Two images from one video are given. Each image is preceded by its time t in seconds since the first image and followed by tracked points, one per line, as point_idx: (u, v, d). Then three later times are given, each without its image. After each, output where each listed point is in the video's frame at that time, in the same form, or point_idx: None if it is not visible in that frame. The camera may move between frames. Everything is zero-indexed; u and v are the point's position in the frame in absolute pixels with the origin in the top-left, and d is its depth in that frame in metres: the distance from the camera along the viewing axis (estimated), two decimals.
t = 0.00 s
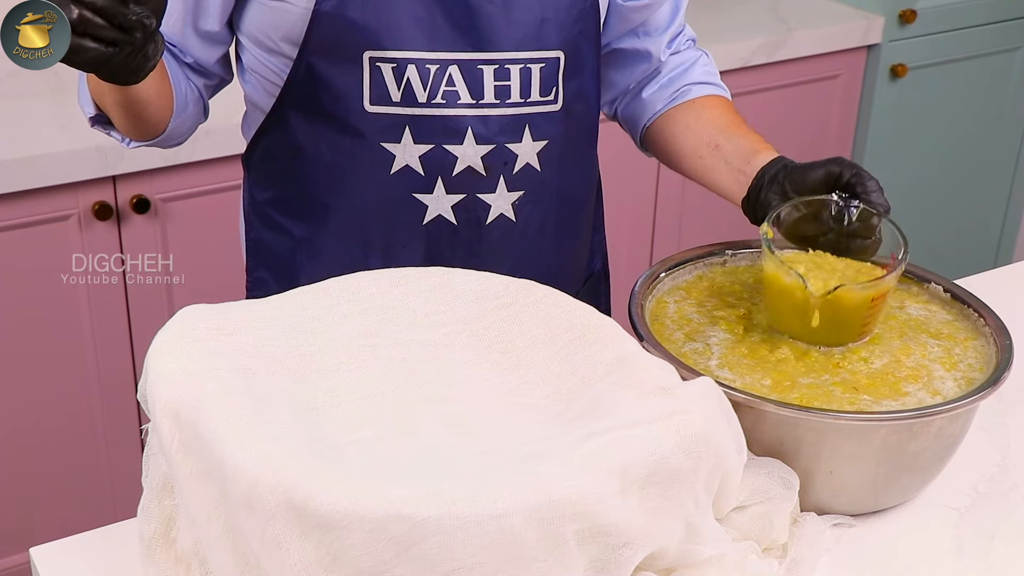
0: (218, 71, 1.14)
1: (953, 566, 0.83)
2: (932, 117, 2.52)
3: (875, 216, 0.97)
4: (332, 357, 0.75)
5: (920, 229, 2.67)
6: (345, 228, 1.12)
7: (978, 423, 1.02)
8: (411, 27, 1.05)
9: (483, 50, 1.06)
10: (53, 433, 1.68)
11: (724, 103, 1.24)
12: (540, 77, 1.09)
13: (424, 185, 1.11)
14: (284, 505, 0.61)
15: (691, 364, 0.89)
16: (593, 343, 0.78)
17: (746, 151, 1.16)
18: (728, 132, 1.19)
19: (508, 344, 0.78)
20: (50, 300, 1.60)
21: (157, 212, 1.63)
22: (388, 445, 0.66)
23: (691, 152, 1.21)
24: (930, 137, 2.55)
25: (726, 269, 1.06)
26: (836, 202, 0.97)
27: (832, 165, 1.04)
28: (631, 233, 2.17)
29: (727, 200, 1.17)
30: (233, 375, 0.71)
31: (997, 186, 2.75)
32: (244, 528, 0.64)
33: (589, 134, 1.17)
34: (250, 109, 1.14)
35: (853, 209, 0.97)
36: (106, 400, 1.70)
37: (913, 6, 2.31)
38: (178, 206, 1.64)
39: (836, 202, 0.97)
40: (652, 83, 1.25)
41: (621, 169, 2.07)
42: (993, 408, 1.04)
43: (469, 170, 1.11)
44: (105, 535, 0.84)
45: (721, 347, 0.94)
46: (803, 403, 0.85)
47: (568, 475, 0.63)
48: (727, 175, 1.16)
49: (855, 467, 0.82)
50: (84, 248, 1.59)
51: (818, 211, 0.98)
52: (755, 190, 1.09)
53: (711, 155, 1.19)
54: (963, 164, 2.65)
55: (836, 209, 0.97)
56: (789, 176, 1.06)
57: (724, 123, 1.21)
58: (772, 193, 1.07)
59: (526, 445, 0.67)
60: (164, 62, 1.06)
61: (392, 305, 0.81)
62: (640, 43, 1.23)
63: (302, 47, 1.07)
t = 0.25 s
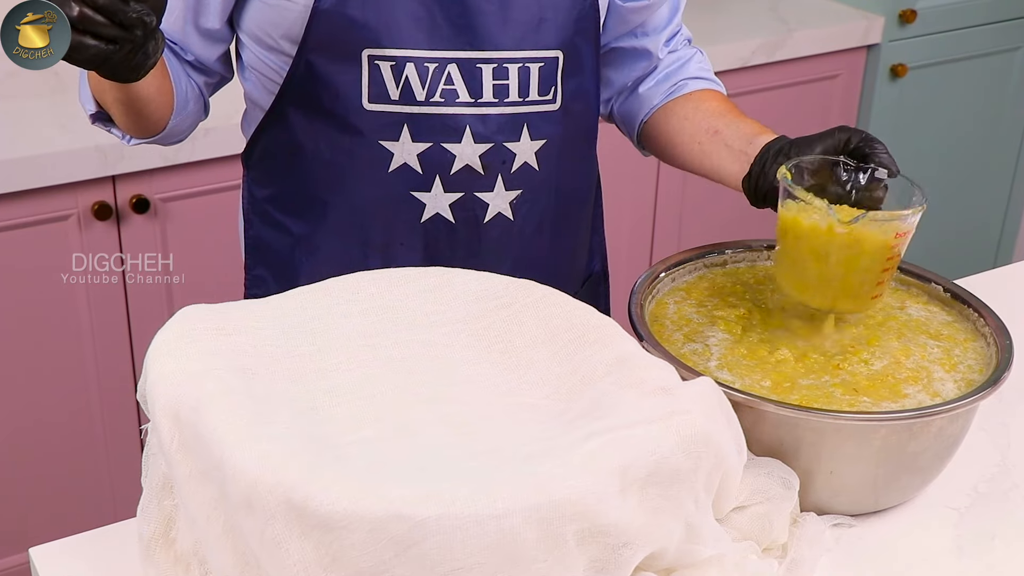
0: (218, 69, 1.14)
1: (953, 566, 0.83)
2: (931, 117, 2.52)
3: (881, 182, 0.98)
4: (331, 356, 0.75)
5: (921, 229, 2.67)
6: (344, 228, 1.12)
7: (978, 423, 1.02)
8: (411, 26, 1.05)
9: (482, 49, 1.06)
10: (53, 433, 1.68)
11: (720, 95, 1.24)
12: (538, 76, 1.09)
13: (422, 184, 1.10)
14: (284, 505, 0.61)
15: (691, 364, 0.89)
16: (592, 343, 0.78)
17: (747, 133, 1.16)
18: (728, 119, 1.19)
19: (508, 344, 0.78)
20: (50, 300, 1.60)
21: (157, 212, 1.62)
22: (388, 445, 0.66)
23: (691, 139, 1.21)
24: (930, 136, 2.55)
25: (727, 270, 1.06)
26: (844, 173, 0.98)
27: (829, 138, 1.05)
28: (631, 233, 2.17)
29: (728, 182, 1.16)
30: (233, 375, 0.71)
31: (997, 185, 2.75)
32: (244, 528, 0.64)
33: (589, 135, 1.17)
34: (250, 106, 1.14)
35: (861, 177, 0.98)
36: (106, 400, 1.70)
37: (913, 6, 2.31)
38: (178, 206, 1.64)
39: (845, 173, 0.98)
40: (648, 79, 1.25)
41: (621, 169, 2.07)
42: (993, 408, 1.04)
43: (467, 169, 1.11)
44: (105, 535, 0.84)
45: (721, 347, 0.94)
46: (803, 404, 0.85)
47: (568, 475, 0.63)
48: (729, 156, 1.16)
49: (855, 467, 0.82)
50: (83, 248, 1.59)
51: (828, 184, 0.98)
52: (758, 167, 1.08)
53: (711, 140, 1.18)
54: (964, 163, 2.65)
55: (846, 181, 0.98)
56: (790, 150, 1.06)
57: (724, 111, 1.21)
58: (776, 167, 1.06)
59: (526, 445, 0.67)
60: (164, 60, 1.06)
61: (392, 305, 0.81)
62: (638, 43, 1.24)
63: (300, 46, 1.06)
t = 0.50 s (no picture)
0: (216, 69, 1.14)
1: (953, 566, 0.83)
2: (932, 116, 2.52)
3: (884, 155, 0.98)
4: (329, 356, 0.75)
5: (921, 229, 2.67)
6: (344, 228, 1.12)
7: (978, 423, 1.02)
8: (407, 24, 1.05)
9: (477, 47, 1.06)
10: (53, 433, 1.68)
11: (715, 86, 1.25)
12: (534, 74, 1.09)
13: (419, 182, 1.10)
14: (284, 505, 0.61)
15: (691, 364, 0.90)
16: (592, 343, 0.78)
17: (747, 120, 1.16)
18: (727, 108, 1.20)
19: (507, 344, 0.78)
20: (51, 299, 1.60)
21: (157, 212, 1.62)
22: (388, 445, 0.66)
23: (691, 129, 1.21)
24: (931, 136, 2.55)
25: (728, 270, 1.06)
26: (848, 148, 0.97)
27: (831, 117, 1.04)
28: (631, 234, 2.17)
29: (731, 169, 1.16)
30: (232, 375, 0.71)
31: (998, 185, 2.75)
32: (244, 528, 0.64)
33: (586, 134, 1.17)
34: (247, 106, 1.14)
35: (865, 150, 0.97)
36: (106, 400, 1.70)
37: (913, 6, 2.31)
38: (178, 206, 1.64)
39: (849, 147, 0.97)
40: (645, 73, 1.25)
41: (620, 169, 2.07)
42: (993, 408, 1.04)
43: (463, 167, 1.11)
44: (104, 536, 0.84)
45: (721, 347, 0.94)
46: (802, 404, 0.85)
47: (567, 475, 0.63)
48: (731, 143, 1.16)
49: (855, 467, 0.82)
50: (83, 247, 1.59)
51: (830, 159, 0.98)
52: (761, 151, 1.07)
53: (712, 129, 1.19)
54: (964, 163, 2.65)
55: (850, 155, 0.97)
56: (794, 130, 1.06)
57: (720, 102, 1.22)
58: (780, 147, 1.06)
59: (526, 445, 0.67)
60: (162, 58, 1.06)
61: (391, 305, 0.81)
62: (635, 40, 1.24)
63: (296, 44, 1.06)
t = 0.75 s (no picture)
0: (212, 71, 1.14)
1: (953, 566, 0.83)
2: (932, 116, 2.52)
3: (881, 146, 0.99)
4: (327, 355, 0.75)
5: (922, 229, 2.67)
6: (344, 228, 1.12)
7: (979, 423, 1.02)
8: (404, 23, 1.05)
9: (472, 45, 1.06)
10: (53, 433, 1.68)
11: (715, 79, 1.25)
12: (530, 71, 1.09)
13: (416, 180, 1.10)
14: (283, 505, 0.61)
15: (691, 364, 0.89)
16: (593, 343, 0.78)
17: (743, 108, 1.16)
18: (725, 98, 1.20)
19: (507, 344, 0.78)
20: (50, 299, 1.59)
21: (157, 212, 1.62)
22: (388, 445, 0.66)
23: (689, 120, 1.21)
24: (931, 136, 2.55)
25: (728, 270, 1.06)
26: (844, 138, 1.00)
27: (827, 104, 1.05)
28: (631, 233, 2.17)
29: (729, 156, 1.16)
30: (232, 375, 0.71)
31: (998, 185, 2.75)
32: (243, 528, 0.64)
33: (580, 132, 1.17)
34: (243, 107, 1.14)
35: (862, 140, 0.99)
36: (106, 400, 1.70)
37: (913, 5, 2.31)
38: (178, 206, 1.64)
39: (845, 137, 1.00)
40: (644, 68, 1.25)
41: (620, 168, 2.07)
42: (993, 407, 1.04)
43: (460, 165, 1.10)
44: (104, 535, 0.84)
45: (721, 347, 0.94)
46: (803, 404, 0.85)
47: (567, 475, 0.63)
48: (728, 130, 1.16)
49: (855, 467, 0.82)
50: (83, 247, 1.59)
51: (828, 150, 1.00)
52: (757, 138, 1.08)
53: (710, 118, 1.19)
54: (964, 162, 2.65)
55: (846, 144, 1.00)
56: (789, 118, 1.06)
57: (719, 93, 1.22)
58: (775, 134, 1.06)
59: (525, 445, 0.66)
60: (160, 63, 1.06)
61: (391, 305, 0.80)
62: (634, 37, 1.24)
63: (292, 44, 1.06)
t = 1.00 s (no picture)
0: (210, 73, 1.15)
1: (953, 566, 0.83)
2: (933, 116, 2.52)
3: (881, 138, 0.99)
4: (325, 356, 0.75)
5: (922, 229, 2.67)
6: (342, 228, 1.11)
7: (979, 423, 1.02)
8: (401, 22, 1.05)
9: (469, 44, 1.06)
10: (52, 433, 1.68)
11: (708, 75, 1.27)
12: (527, 70, 1.09)
13: (414, 180, 1.10)
14: (283, 505, 0.61)
15: (691, 364, 0.89)
16: (593, 343, 0.78)
17: (738, 101, 1.18)
18: (719, 93, 1.22)
19: (507, 344, 0.78)
20: (50, 299, 1.59)
21: (157, 212, 1.62)
22: (388, 444, 0.66)
23: (683, 114, 1.22)
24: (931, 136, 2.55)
25: (728, 270, 1.06)
26: (844, 129, 0.99)
27: (826, 97, 1.06)
28: (631, 233, 2.17)
29: (725, 150, 1.17)
30: (232, 374, 0.71)
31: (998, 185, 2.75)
32: (243, 528, 0.63)
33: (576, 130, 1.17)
34: (239, 108, 1.14)
35: (862, 131, 0.98)
36: (106, 400, 1.70)
37: (913, 5, 2.31)
38: (177, 206, 1.64)
39: (845, 129, 0.99)
40: (639, 65, 1.25)
41: (620, 168, 2.07)
42: (993, 407, 1.04)
43: (458, 164, 1.10)
44: (104, 536, 0.84)
45: (721, 347, 0.94)
46: (803, 404, 0.85)
47: (567, 475, 0.63)
48: (724, 124, 1.17)
49: (855, 466, 0.82)
50: (83, 246, 1.59)
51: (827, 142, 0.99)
52: (754, 131, 1.09)
53: (705, 112, 1.20)
54: (964, 162, 2.65)
55: (846, 136, 0.99)
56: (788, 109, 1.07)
57: (713, 88, 1.23)
58: (774, 126, 1.08)
59: (525, 445, 0.67)
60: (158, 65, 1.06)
61: (391, 305, 0.80)
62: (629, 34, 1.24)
63: (289, 45, 1.06)
